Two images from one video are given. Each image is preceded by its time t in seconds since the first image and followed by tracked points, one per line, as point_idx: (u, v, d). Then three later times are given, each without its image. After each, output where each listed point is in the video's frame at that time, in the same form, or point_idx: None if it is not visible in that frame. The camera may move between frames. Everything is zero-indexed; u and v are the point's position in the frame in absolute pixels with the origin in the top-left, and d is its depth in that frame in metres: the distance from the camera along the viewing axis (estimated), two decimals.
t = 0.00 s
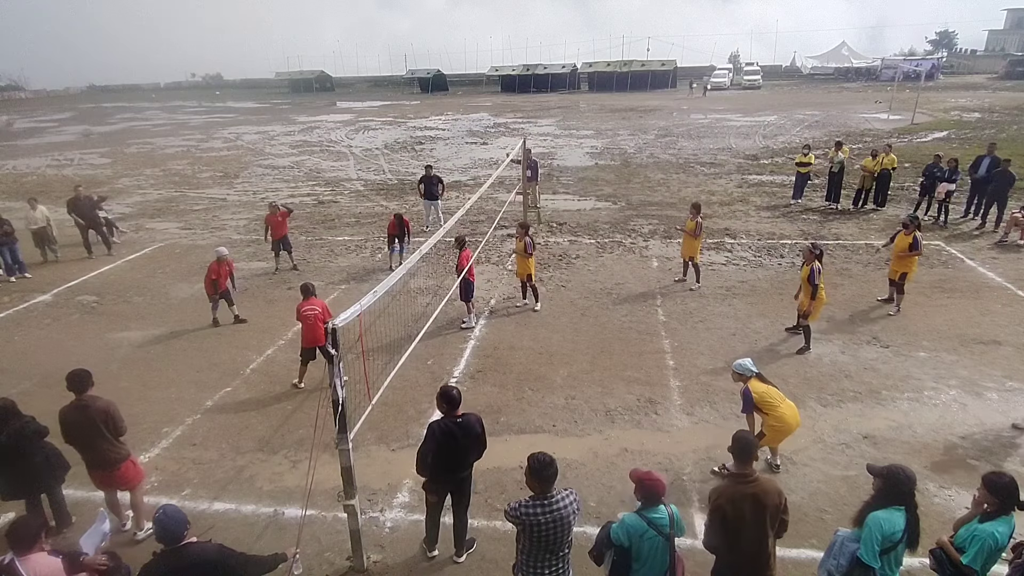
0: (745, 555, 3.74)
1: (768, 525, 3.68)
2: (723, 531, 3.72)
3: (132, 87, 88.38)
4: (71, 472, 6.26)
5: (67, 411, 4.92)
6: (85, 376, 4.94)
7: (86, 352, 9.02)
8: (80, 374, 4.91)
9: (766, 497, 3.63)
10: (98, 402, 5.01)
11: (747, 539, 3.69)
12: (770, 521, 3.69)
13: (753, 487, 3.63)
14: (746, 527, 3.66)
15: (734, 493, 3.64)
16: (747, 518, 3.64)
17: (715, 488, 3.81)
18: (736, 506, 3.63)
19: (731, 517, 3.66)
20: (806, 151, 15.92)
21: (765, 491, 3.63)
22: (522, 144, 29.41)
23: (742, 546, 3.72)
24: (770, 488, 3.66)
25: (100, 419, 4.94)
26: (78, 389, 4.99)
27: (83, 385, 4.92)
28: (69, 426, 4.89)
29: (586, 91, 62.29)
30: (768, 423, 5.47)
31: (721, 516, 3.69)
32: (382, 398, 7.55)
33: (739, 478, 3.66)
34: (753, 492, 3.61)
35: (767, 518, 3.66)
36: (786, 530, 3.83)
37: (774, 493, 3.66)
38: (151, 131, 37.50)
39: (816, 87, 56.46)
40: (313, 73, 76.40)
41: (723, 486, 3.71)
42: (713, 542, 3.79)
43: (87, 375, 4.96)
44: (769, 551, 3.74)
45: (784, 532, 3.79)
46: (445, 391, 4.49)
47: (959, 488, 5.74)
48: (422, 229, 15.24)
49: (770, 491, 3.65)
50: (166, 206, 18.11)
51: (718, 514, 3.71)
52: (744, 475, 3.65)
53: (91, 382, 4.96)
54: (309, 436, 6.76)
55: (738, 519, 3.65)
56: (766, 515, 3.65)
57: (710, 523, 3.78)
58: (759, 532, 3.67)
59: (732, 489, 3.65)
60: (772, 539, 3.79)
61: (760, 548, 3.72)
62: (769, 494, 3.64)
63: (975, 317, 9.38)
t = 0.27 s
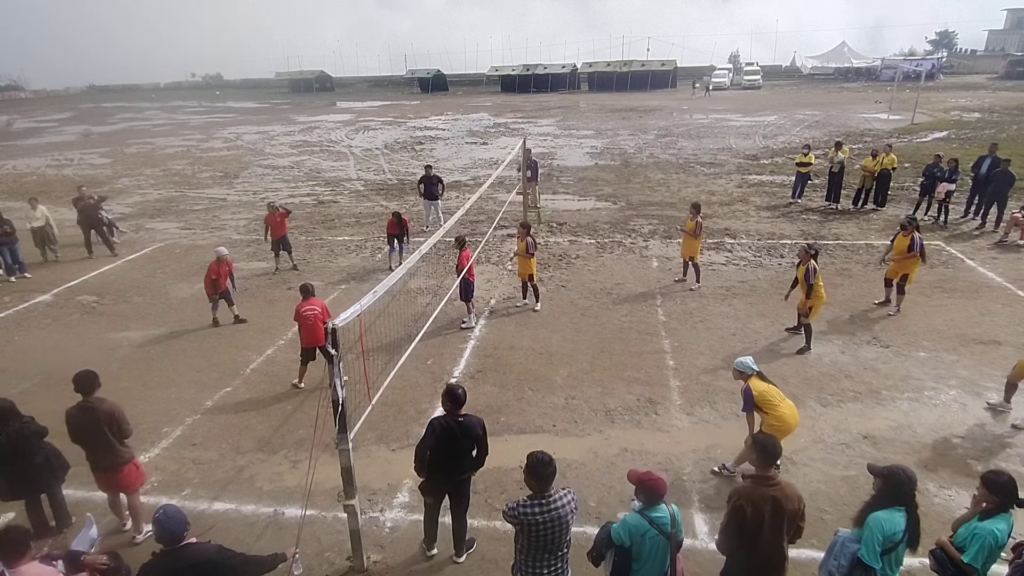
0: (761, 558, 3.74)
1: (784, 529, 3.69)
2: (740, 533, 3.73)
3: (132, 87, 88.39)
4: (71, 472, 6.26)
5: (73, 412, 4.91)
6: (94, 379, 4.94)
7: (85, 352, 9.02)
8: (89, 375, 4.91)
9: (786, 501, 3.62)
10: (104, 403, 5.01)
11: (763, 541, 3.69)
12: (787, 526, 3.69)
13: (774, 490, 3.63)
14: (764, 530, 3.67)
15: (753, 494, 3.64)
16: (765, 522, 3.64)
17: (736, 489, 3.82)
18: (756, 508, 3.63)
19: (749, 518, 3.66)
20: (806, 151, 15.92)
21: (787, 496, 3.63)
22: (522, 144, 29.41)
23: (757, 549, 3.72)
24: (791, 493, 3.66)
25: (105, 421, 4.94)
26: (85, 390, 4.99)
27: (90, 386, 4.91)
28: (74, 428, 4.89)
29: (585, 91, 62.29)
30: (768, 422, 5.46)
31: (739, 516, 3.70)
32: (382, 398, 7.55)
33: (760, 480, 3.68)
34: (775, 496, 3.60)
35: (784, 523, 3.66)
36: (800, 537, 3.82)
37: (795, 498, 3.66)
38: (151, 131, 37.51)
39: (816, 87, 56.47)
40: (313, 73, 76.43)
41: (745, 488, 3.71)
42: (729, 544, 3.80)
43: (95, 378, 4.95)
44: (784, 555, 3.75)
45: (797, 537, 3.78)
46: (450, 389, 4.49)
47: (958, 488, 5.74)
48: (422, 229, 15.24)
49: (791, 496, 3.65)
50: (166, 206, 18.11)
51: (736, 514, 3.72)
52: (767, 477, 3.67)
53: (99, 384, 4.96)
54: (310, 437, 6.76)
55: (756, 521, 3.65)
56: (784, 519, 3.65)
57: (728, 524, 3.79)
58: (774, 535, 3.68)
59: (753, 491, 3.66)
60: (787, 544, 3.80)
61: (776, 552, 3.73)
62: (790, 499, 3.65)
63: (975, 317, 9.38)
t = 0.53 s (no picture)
0: (765, 559, 3.75)
1: (789, 531, 3.68)
2: (745, 533, 3.74)
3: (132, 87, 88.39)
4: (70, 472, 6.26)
5: (80, 413, 4.92)
6: (101, 382, 4.94)
7: (85, 352, 9.02)
8: (98, 376, 4.92)
9: (793, 503, 3.63)
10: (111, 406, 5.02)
11: (768, 543, 3.69)
12: (791, 528, 3.68)
13: (780, 492, 3.62)
14: (770, 532, 3.67)
15: (759, 494, 3.65)
16: (770, 523, 3.64)
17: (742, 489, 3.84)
18: (761, 509, 3.64)
19: (754, 518, 3.67)
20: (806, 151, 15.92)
21: (794, 499, 3.63)
22: (522, 144, 29.41)
23: (762, 549, 3.72)
24: (798, 496, 3.66)
25: (111, 424, 4.94)
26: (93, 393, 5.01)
27: (98, 389, 4.92)
28: (80, 430, 4.90)
29: (585, 91, 62.30)
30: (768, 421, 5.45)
31: (744, 516, 3.71)
32: (382, 398, 7.55)
33: (767, 480, 3.67)
34: (781, 497, 3.61)
35: (790, 525, 3.65)
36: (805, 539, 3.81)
37: (802, 502, 3.66)
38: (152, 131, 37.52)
39: (816, 87, 56.48)
40: (313, 72, 76.44)
41: (751, 488, 3.72)
42: (734, 544, 3.81)
43: (103, 381, 4.96)
44: (789, 557, 3.75)
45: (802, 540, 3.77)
46: (449, 390, 4.48)
47: (958, 488, 5.74)
48: (422, 229, 15.24)
49: (798, 498, 3.65)
50: (166, 206, 18.12)
51: (742, 515, 3.72)
52: (773, 478, 3.67)
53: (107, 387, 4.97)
54: (310, 437, 6.76)
55: (761, 522, 3.66)
56: (789, 521, 3.64)
57: (733, 524, 3.79)
58: (780, 538, 3.68)
59: (760, 491, 3.66)
60: (792, 546, 3.80)
61: (780, 552, 3.72)
62: (797, 502, 3.64)
63: (975, 317, 9.38)
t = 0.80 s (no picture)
0: (763, 559, 3.74)
1: (789, 532, 3.68)
2: (745, 533, 3.74)
3: (132, 87, 88.41)
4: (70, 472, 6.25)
5: (85, 415, 4.92)
6: (107, 383, 4.95)
7: (86, 352, 9.02)
8: (105, 378, 4.93)
9: (792, 505, 3.62)
10: (116, 409, 5.02)
11: (767, 544, 3.69)
12: (791, 529, 3.68)
13: (779, 493, 3.62)
14: (769, 533, 3.67)
15: (758, 495, 3.65)
16: (768, 524, 3.65)
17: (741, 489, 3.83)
18: (761, 510, 3.64)
19: (753, 519, 3.68)
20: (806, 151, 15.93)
21: (793, 499, 3.62)
22: (522, 144, 29.40)
23: (762, 550, 3.72)
24: (798, 498, 3.65)
25: (116, 426, 4.95)
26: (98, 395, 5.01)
27: (104, 391, 4.93)
28: (84, 431, 4.90)
29: (585, 91, 62.30)
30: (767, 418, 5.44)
31: (743, 516, 3.72)
32: (382, 398, 7.55)
33: (767, 482, 3.66)
34: (779, 498, 3.60)
35: (790, 526, 3.65)
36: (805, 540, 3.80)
37: (801, 502, 3.65)
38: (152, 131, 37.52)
39: (816, 87, 56.49)
40: (313, 72, 76.45)
41: (749, 489, 3.72)
42: (734, 544, 3.81)
43: (109, 382, 4.97)
44: (788, 558, 3.76)
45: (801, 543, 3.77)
46: (437, 392, 4.44)
47: (958, 488, 5.74)
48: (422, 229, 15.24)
49: (797, 499, 3.64)
50: (166, 206, 18.11)
51: (741, 515, 3.73)
52: (773, 479, 3.66)
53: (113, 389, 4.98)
54: (310, 437, 6.76)
55: (761, 523, 3.66)
56: (788, 522, 3.64)
57: (732, 524, 3.80)
58: (779, 538, 3.68)
59: (759, 492, 3.66)
60: (791, 547, 3.79)
61: (778, 553, 3.72)
62: (796, 503, 3.63)
63: (975, 317, 9.38)
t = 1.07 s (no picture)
0: (761, 559, 3.74)
1: (788, 532, 3.68)
2: (744, 535, 3.73)
3: (132, 87, 88.42)
4: (70, 472, 6.25)
5: (85, 415, 4.92)
6: (107, 384, 4.94)
7: (86, 352, 9.02)
8: (106, 379, 4.93)
9: (790, 506, 3.62)
10: (117, 410, 5.02)
11: (767, 545, 3.69)
12: (790, 529, 3.68)
13: (777, 494, 3.62)
14: (769, 534, 3.67)
15: (757, 497, 3.65)
16: (768, 525, 3.65)
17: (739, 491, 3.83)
18: (760, 512, 3.64)
19: (751, 519, 3.68)
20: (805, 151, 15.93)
21: (791, 500, 3.63)
22: (522, 144, 29.40)
23: (761, 551, 3.72)
24: (796, 498, 3.65)
25: (116, 427, 4.95)
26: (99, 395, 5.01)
27: (105, 392, 4.93)
28: (84, 431, 4.90)
29: (585, 91, 62.30)
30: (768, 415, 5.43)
31: (741, 517, 3.71)
32: (382, 398, 7.55)
33: (765, 483, 3.66)
34: (777, 500, 3.60)
35: (789, 526, 3.65)
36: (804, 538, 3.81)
37: (800, 503, 3.65)
38: (152, 131, 37.51)
39: (816, 87, 56.51)
40: (313, 72, 76.46)
41: (748, 491, 3.71)
42: (733, 545, 3.80)
43: (109, 383, 4.96)
44: (787, 559, 3.75)
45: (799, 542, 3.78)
46: (425, 395, 4.44)
47: (958, 488, 5.74)
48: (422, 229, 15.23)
49: (796, 500, 3.65)
50: (166, 206, 18.11)
51: (740, 516, 3.73)
52: (771, 480, 3.66)
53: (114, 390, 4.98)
54: (310, 436, 6.77)
55: (760, 525, 3.66)
56: (787, 523, 3.64)
57: (731, 525, 3.80)
58: (778, 539, 3.68)
59: (757, 494, 3.66)
60: (791, 547, 3.79)
61: (778, 553, 3.72)
62: (795, 503, 3.64)
63: (975, 318, 9.38)
